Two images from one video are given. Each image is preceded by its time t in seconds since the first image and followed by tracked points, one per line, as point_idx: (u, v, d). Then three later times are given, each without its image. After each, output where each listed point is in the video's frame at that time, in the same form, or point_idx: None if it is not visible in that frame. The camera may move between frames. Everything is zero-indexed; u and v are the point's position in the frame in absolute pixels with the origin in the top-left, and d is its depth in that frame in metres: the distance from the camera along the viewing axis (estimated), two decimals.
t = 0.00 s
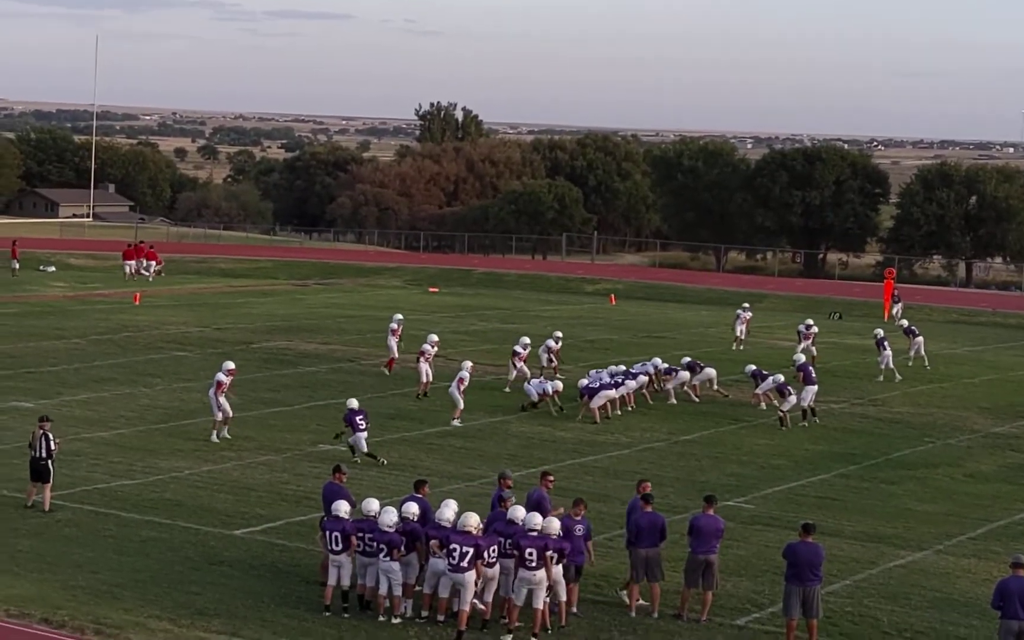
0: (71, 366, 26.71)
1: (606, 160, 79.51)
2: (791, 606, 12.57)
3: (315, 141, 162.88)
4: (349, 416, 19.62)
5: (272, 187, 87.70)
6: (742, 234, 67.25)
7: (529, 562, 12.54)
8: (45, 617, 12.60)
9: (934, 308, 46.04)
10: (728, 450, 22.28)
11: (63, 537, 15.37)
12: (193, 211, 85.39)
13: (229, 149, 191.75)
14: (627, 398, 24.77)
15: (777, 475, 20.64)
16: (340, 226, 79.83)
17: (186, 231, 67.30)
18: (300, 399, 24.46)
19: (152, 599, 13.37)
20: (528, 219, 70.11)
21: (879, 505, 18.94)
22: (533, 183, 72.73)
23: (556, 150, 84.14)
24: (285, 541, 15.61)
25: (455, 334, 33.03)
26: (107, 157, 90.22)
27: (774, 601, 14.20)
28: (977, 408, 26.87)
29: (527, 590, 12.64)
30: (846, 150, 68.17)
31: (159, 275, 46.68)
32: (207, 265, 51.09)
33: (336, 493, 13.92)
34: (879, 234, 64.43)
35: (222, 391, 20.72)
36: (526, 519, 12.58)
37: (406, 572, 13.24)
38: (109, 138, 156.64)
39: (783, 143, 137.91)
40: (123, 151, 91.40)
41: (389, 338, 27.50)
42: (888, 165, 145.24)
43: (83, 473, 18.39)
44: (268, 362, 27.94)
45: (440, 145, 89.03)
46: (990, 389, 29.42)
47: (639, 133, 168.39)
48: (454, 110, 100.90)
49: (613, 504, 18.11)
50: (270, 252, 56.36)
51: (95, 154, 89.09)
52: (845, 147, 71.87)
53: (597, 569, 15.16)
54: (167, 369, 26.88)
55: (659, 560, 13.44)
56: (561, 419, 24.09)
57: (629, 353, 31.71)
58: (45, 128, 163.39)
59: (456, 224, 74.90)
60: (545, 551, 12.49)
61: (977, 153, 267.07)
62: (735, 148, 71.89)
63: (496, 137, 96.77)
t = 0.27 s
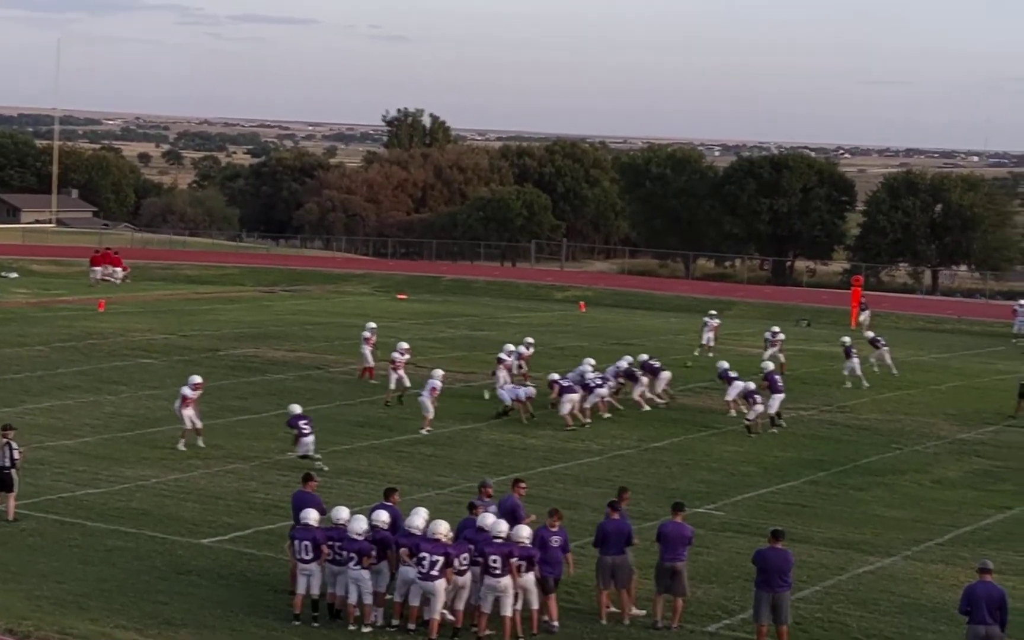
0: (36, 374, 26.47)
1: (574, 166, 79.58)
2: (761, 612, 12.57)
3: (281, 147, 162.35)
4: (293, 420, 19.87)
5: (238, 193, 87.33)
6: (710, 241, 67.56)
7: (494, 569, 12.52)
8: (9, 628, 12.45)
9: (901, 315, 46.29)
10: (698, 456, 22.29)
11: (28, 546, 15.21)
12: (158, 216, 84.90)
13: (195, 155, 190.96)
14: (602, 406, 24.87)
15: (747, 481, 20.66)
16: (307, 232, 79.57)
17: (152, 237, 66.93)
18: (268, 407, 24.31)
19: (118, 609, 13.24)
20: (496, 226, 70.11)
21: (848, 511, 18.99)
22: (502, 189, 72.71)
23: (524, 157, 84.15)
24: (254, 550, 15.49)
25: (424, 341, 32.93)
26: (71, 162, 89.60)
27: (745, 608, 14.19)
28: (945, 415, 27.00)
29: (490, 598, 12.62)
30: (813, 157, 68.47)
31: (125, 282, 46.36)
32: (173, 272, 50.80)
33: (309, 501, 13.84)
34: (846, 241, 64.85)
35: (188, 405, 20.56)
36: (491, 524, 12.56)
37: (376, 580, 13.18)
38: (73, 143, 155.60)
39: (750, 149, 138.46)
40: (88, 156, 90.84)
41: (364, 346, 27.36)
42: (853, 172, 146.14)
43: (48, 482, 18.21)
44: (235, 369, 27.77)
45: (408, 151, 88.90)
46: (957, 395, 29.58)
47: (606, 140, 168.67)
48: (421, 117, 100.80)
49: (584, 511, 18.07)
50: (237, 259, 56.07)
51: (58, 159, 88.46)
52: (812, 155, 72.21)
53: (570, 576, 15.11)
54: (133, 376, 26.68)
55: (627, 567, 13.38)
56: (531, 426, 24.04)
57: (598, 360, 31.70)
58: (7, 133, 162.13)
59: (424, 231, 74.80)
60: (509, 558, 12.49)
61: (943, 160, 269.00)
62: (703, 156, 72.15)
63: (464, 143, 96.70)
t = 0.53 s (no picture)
0: (20, 374, 26.38)
1: (561, 164, 79.56)
2: (745, 609, 12.56)
3: (268, 146, 162.10)
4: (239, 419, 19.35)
5: (225, 192, 87.16)
6: (698, 239, 67.63)
7: (474, 567, 12.47)
8: None
9: (887, 313, 46.37)
10: (684, 454, 22.29)
11: (12, 547, 15.13)
12: (144, 216, 84.68)
13: (181, 154, 190.60)
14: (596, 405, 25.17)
15: (733, 479, 20.66)
16: (293, 231, 79.43)
17: (137, 236, 66.75)
18: (253, 406, 24.26)
19: (103, 610, 13.17)
20: (482, 224, 70.06)
21: (833, 508, 18.99)
22: (489, 188, 72.65)
23: (510, 155, 84.10)
24: (239, 550, 15.44)
25: (410, 340, 32.89)
26: (56, 161, 89.32)
27: (730, 605, 14.18)
28: (931, 412, 27.04)
29: (471, 596, 12.59)
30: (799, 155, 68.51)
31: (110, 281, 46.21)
32: (159, 271, 50.68)
33: (296, 501, 13.81)
34: (832, 239, 64.82)
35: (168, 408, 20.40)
36: (471, 522, 12.54)
37: (362, 580, 13.13)
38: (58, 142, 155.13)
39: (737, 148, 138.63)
40: (73, 155, 90.60)
41: (354, 344, 27.30)
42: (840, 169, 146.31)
43: (31, 482, 18.13)
44: (221, 369, 27.70)
45: (394, 150, 88.82)
46: (943, 392, 29.63)
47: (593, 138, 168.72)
48: (408, 115, 100.69)
49: (569, 510, 18.05)
50: (223, 258, 55.96)
51: (43, 159, 88.18)
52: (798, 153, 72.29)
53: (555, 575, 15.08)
54: (118, 376, 26.59)
55: (609, 566, 13.36)
56: (517, 425, 24.02)
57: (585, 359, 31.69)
58: None
59: (411, 229, 74.72)
60: (488, 556, 12.43)
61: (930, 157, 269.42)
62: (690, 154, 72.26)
63: (451, 142, 96.60)
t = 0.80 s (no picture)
0: (16, 370, 26.39)
1: (556, 160, 79.59)
2: (739, 603, 12.62)
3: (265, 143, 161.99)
4: (188, 411, 19.38)
5: (221, 188, 87.10)
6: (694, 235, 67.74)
7: (464, 561, 12.53)
8: None
9: (883, 308, 46.44)
10: (678, 449, 22.35)
11: (8, 542, 15.16)
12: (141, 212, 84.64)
13: (178, 149, 190.43)
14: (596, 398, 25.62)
15: (728, 474, 20.73)
16: (289, 227, 79.41)
17: (134, 233, 66.70)
18: (249, 401, 24.29)
19: (99, 605, 13.21)
20: (479, 220, 70.11)
21: (828, 503, 19.06)
22: (485, 184, 72.63)
23: (506, 151, 84.10)
24: (235, 544, 15.49)
25: (406, 335, 32.93)
26: (53, 158, 89.24)
27: (724, 599, 14.25)
28: (926, 407, 27.11)
29: (462, 590, 12.66)
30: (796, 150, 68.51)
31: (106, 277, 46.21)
32: (155, 267, 50.67)
33: (293, 497, 13.85)
34: (828, 234, 64.79)
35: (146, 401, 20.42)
36: (463, 515, 12.58)
37: (357, 575, 13.17)
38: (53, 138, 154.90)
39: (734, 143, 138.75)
40: (70, 151, 90.51)
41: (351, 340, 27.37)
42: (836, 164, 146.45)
43: (28, 478, 18.17)
44: (216, 364, 27.73)
45: (391, 146, 88.82)
46: (938, 387, 29.70)
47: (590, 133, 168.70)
48: (404, 111, 100.67)
49: (564, 505, 18.11)
50: (219, 254, 55.95)
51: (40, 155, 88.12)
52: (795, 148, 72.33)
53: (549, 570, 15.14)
54: (114, 371, 26.61)
55: (603, 560, 13.42)
56: (512, 420, 24.07)
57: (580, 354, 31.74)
58: None
59: (408, 225, 74.74)
60: (478, 550, 12.52)
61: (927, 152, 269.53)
62: (685, 149, 72.34)
63: (447, 137, 96.61)
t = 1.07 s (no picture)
0: None
1: (500, 172, 79.94)
2: (681, 615, 12.90)
3: (208, 156, 161.28)
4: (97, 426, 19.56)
5: (165, 200, 86.71)
6: (636, 245, 68.35)
7: (401, 572, 12.71)
8: None
9: (824, 318, 47.08)
10: (621, 461, 22.65)
11: None
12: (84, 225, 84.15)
13: (120, 163, 189.17)
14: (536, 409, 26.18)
15: (671, 485, 21.04)
16: (233, 239, 79.18)
17: (78, 245, 66.30)
18: (194, 413, 24.35)
19: (44, 615, 13.28)
20: (421, 232, 70.35)
21: (772, 515, 19.42)
22: (429, 195, 72.83)
23: (450, 162, 84.35)
24: (180, 555, 15.58)
25: (351, 347, 33.06)
26: None
27: (667, 611, 14.53)
28: (869, 418, 27.60)
29: (400, 601, 12.79)
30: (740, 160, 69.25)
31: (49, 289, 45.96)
32: (99, 279, 50.44)
33: (237, 508, 14.02)
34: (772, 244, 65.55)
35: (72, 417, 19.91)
36: (400, 526, 12.72)
37: (299, 586, 13.34)
38: None
39: (677, 156, 139.81)
40: (12, 163, 89.79)
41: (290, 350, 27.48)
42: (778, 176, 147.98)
43: None
44: (161, 376, 27.73)
45: (334, 157, 88.93)
46: (879, 398, 30.21)
47: (534, 146, 169.32)
48: (348, 123, 100.68)
49: (508, 516, 18.34)
50: (163, 266, 55.76)
51: None
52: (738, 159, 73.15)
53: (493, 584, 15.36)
54: (58, 383, 26.57)
55: (543, 571, 13.66)
56: (456, 431, 24.26)
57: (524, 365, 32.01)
58: None
59: (351, 237, 74.81)
60: (415, 562, 12.69)
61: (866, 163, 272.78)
62: (628, 159, 72.88)
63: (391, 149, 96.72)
